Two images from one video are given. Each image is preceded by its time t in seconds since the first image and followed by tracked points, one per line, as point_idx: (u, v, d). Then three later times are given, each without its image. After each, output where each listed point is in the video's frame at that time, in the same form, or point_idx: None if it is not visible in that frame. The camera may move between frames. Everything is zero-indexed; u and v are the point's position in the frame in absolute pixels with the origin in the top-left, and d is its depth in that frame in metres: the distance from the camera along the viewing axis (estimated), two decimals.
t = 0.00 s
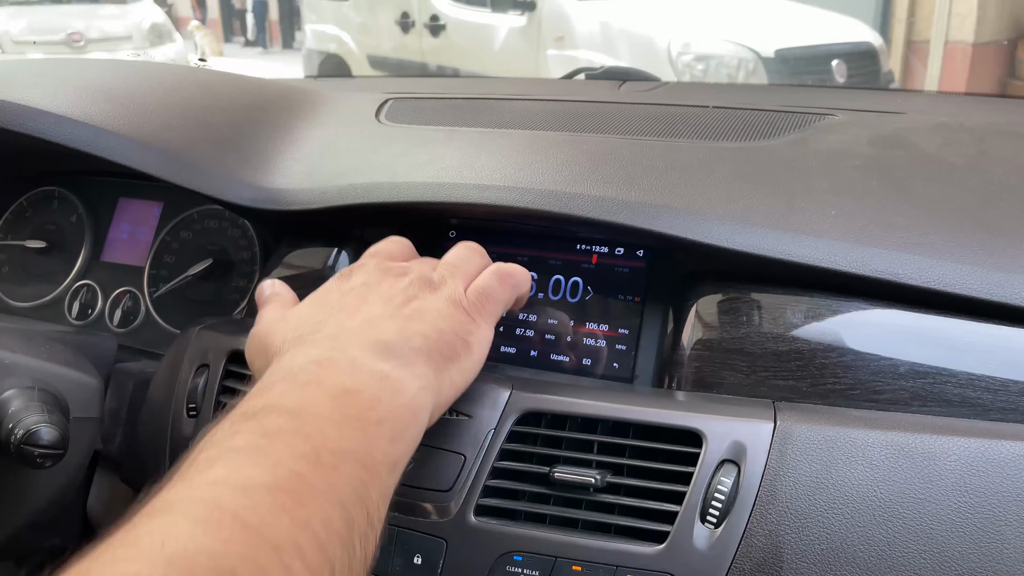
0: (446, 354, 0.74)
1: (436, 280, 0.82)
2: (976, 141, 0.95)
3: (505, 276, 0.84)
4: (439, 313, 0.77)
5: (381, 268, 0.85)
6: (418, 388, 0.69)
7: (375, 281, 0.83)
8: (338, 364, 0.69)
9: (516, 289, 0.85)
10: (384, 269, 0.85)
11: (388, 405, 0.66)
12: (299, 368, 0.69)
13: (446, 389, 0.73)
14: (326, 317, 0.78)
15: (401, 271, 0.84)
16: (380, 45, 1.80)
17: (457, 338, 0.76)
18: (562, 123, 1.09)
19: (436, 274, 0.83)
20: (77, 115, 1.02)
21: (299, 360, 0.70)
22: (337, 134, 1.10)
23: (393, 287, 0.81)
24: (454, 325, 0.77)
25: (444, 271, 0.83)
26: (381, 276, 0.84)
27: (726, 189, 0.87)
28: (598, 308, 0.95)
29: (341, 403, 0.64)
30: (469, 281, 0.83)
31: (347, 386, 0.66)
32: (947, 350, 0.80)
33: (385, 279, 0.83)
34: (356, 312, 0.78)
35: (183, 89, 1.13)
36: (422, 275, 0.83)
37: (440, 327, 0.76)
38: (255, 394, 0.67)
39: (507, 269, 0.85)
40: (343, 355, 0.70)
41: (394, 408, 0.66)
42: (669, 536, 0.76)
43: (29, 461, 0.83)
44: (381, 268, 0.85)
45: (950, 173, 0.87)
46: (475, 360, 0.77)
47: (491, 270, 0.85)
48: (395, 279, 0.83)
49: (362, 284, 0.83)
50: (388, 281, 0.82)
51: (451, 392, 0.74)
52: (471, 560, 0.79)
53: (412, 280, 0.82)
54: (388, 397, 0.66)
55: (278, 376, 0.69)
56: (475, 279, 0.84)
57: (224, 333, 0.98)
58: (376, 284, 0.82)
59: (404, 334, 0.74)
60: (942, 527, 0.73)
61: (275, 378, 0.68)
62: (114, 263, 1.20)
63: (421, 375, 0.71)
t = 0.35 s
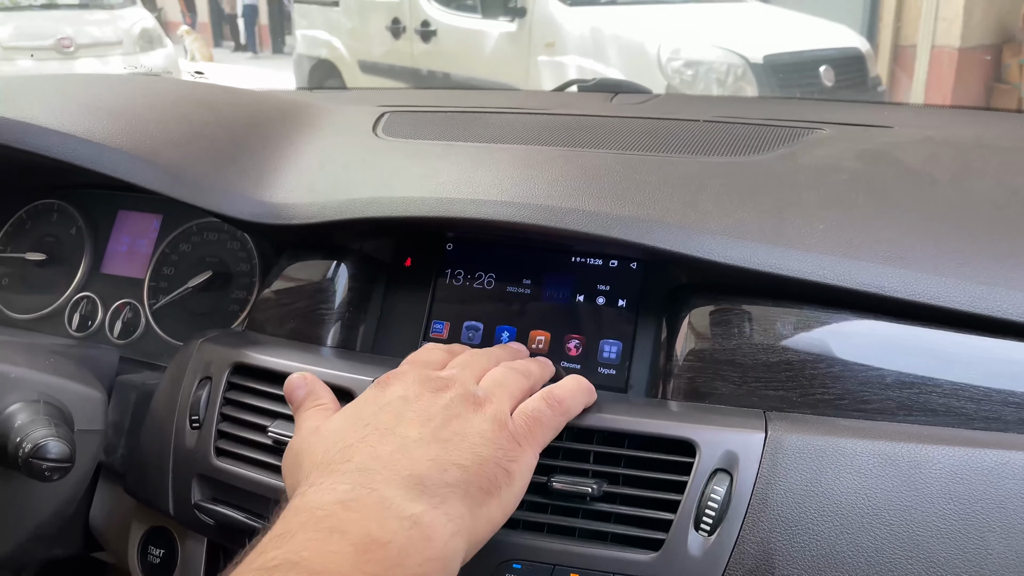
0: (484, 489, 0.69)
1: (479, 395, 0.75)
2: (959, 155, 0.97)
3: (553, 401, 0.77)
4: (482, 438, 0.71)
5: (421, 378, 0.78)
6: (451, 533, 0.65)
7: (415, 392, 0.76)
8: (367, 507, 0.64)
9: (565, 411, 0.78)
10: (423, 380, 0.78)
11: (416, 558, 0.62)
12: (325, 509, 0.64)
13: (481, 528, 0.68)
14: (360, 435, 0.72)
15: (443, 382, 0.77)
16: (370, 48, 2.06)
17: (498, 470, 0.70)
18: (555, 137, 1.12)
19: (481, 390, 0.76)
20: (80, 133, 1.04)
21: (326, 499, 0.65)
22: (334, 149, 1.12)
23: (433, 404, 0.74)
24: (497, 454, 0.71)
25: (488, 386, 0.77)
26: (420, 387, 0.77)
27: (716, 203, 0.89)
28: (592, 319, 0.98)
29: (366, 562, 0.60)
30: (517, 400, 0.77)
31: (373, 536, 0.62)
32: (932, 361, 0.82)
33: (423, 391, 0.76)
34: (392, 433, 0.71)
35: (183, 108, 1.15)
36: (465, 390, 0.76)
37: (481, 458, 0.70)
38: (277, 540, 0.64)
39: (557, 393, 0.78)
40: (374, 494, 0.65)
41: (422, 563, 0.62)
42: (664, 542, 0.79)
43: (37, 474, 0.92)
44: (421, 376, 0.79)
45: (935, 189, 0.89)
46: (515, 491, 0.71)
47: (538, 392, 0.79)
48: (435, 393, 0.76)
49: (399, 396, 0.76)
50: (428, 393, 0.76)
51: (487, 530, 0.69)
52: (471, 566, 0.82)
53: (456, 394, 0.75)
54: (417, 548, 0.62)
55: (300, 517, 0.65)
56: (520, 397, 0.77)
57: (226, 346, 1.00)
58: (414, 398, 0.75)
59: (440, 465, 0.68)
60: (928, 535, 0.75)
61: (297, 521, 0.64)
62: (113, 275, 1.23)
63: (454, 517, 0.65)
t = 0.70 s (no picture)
0: (517, 484, 0.72)
1: (518, 397, 0.79)
2: (939, 172, 1.01)
3: (588, 405, 0.81)
4: (519, 437, 0.74)
5: (463, 378, 0.82)
6: (484, 522, 0.67)
7: (456, 391, 0.80)
8: (409, 492, 0.67)
9: (597, 418, 0.81)
10: (466, 380, 0.82)
11: (453, 542, 0.64)
12: (369, 491, 0.67)
13: (512, 522, 0.71)
14: (403, 428, 0.76)
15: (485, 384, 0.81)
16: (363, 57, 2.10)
17: (530, 467, 0.73)
18: (549, 154, 1.15)
19: (520, 392, 0.79)
20: (87, 152, 1.07)
21: (370, 482, 0.69)
22: (334, 166, 1.15)
23: (473, 402, 0.78)
24: (530, 453, 0.74)
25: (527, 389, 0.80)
26: (462, 387, 0.81)
27: (706, 220, 0.92)
28: (585, 331, 1.01)
29: (406, 539, 0.63)
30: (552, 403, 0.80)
31: (414, 518, 0.64)
32: (913, 371, 0.85)
33: (464, 391, 0.80)
34: (433, 429, 0.75)
35: (187, 126, 1.18)
36: (504, 391, 0.79)
37: (515, 454, 0.73)
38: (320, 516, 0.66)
39: (592, 397, 0.82)
40: (415, 481, 0.68)
41: (457, 547, 0.64)
42: (657, 547, 0.82)
43: (50, 484, 0.96)
44: (465, 377, 0.82)
45: (916, 206, 0.92)
46: (544, 490, 0.74)
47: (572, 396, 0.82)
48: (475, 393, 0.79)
49: (441, 394, 0.80)
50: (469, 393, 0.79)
51: (516, 525, 0.71)
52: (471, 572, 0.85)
53: (494, 394, 0.79)
54: (453, 533, 0.65)
55: (344, 497, 0.68)
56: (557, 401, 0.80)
57: (230, 359, 1.03)
58: (456, 397, 0.79)
59: (478, 458, 0.71)
60: (910, 539, 0.78)
61: (342, 502, 0.67)
62: (116, 289, 1.26)
63: (488, 508, 0.68)
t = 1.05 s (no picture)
0: (562, 452, 0.74)
1: (567, 375, 0.82)
2: (924, 186, 1.03)
3: (633, 390, 0.82)
4: (567, 410, 0.77)
5: (520, 351, 0.85)
6: (529, 480, 0.70)
7: (513, 361, 0.83)
8: (463, 443, 0.70)
9: (642, 404, 0.83)
10: (523, 353, 0.84)
11: (499, 493, 0.67)
12: (427, 439, 0.71)
13: (556, 486, 0.73)
14: (459, 389, 0.79)
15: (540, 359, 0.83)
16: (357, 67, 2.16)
17: (576, 439, 0.75)
18: (542, 167, 1.16)
19: (568, 372, 0.82)
20: (86, 166, 1.08)
21: (429, 432, 0.73)
22: (330, 180, 1.17)
23: (528, 373, 0.80)
24: (577, 424, 0.76)
25: (578, 370, 0.83)
26: (517, 360, 0.83)
27: (695, 233, 0.94)
28: (576, 342, 1.02)
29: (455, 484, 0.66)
30: (598, 386, 0.82)
31: (466, 466, 0.68)
32: (897, 382, 0.87)
33: (520, 363, 0.82)
34: (488, 391, 0.78)
35: (183, 139, 1.19)
36: (556, 368, 0.82)
37: (562, 422, 0.75)
38: (383, 458, 0.72)
39: (639, 383, 0.84)
40: (469, 434, 0.72)
41: (501, 499, 0.67)
42: (648, 556, 0.84)
43: (48, 495, 0.96)
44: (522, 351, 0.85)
45: (901, 220, 0.94)
46: (588, 462, 0.76)
47: (619, 382, 0.84)
48: (530, 364, 0.82)
49: (497, 362, 0.83)
50: (524, 364, 0.82)
51: (559, 490, 0.74)
52: None
53: (546, 368, 0.81)
54: (500, 484, 0.68)
55: (405, 444, 0.72)
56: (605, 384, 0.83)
57: (226, 370, 1.04)
58: (511, 365, 0.82)
59: (528, 422, 0.74)
60: (894, 546, 0.80)
61: (403, 448, 0.71)
62: (112, 300, 1.27)
63: (534, 469, 0.71)
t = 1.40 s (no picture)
0: (545, 518, 0.72)
1: (551, 421, 0.78)
2: (923, 188, 1.03)
3: (616, 433, 0.81)
4: (550, 468, 0.74)
5: (501, 395, 0.81)
6: (512, 561, 0.68)
7: (492, 410, 0.79)
8: (441, 526, 0.67)
9: (625, 445, 0.82)
10: (502, 396, 0.81)
11: None
12: (403, 521, 0.68)
13: (540, 554, 0.71)
14: (435, 449, 0.75)
15: (521, 402, 0.80)
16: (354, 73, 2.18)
17: (559, 502, 0.73)
18: (540, 169, 1.16)
19: (553, 416, 0.79)
20: (81, 167, 1.07)
21: (405, 510, 0.69)
22: (327, 183, 1.16)
23: (509, 424, 0.77)
24: (560, 485, 0.74)
25: (561, 412, 0.80)
26: (498, 408, 0.79)
27: (695, 235, 0.93)
28: (575, 344, 1.01)
29: None
30: (584, 430, 0.80)
31: (447, 558, 0.65)
32: (899, 384, 0.86)
33: (501, 408, 0.79)
34: (467, 452, 0.74)
35: (180, 142, 1.19)
36: (538, 413, 0.79)
37: (546, 487, 0.73)
38: (354, 543, 0.68)
39: (622, 426, 0.82)
40: (447, 514, 0.68)
41: None
42: (648, 559, 0.83)
43: (43, 499, 0.95)
44: (502, 392, 0.81)
45: (901, 222, 0.94)
46: (571, 521, 0.75)
47: (601, 421, 0.82)
48: (511, 412, 0.79)
49: (477, 412, 0.79)
50: (505, 411, 0.79)
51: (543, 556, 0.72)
52: None
53: (530, 417, 0.78)
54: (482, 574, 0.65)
55: (379, 525, 0.69)
56: (589, 426, 0.81)
57: (222, 373, 1.03)
58: (492, 415, 0.78)
59: (509, 492, 0.71)
60: (897, 550, 0.79)
61: (379, 529, 0.68)
62: (108, 303, 1.26)
63: (516, 547, 0.69)
